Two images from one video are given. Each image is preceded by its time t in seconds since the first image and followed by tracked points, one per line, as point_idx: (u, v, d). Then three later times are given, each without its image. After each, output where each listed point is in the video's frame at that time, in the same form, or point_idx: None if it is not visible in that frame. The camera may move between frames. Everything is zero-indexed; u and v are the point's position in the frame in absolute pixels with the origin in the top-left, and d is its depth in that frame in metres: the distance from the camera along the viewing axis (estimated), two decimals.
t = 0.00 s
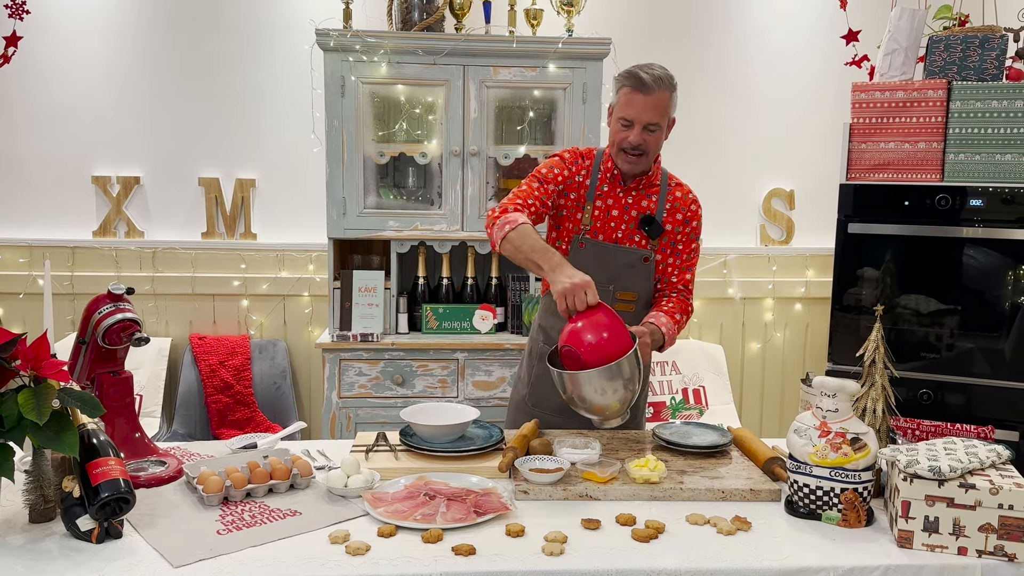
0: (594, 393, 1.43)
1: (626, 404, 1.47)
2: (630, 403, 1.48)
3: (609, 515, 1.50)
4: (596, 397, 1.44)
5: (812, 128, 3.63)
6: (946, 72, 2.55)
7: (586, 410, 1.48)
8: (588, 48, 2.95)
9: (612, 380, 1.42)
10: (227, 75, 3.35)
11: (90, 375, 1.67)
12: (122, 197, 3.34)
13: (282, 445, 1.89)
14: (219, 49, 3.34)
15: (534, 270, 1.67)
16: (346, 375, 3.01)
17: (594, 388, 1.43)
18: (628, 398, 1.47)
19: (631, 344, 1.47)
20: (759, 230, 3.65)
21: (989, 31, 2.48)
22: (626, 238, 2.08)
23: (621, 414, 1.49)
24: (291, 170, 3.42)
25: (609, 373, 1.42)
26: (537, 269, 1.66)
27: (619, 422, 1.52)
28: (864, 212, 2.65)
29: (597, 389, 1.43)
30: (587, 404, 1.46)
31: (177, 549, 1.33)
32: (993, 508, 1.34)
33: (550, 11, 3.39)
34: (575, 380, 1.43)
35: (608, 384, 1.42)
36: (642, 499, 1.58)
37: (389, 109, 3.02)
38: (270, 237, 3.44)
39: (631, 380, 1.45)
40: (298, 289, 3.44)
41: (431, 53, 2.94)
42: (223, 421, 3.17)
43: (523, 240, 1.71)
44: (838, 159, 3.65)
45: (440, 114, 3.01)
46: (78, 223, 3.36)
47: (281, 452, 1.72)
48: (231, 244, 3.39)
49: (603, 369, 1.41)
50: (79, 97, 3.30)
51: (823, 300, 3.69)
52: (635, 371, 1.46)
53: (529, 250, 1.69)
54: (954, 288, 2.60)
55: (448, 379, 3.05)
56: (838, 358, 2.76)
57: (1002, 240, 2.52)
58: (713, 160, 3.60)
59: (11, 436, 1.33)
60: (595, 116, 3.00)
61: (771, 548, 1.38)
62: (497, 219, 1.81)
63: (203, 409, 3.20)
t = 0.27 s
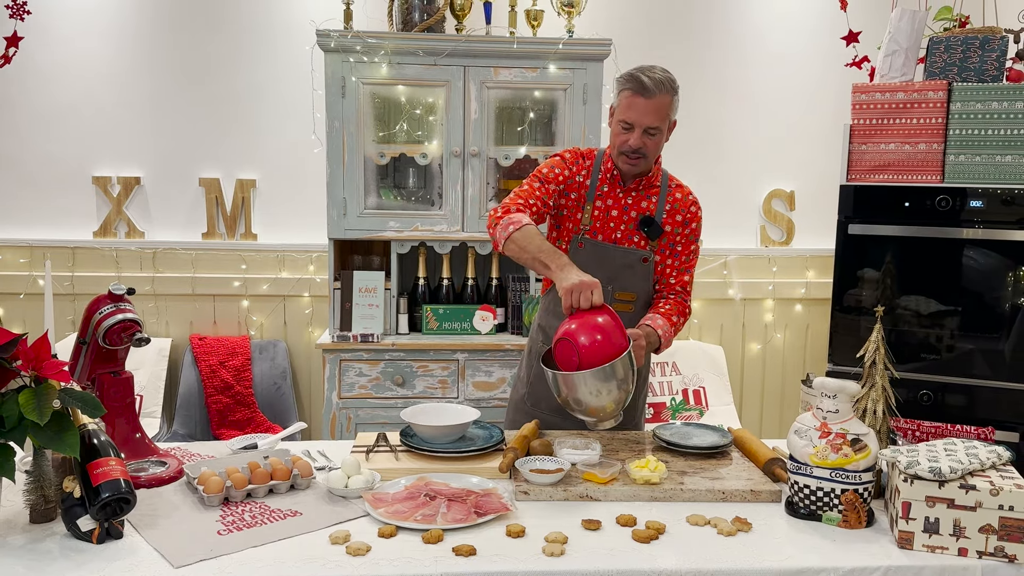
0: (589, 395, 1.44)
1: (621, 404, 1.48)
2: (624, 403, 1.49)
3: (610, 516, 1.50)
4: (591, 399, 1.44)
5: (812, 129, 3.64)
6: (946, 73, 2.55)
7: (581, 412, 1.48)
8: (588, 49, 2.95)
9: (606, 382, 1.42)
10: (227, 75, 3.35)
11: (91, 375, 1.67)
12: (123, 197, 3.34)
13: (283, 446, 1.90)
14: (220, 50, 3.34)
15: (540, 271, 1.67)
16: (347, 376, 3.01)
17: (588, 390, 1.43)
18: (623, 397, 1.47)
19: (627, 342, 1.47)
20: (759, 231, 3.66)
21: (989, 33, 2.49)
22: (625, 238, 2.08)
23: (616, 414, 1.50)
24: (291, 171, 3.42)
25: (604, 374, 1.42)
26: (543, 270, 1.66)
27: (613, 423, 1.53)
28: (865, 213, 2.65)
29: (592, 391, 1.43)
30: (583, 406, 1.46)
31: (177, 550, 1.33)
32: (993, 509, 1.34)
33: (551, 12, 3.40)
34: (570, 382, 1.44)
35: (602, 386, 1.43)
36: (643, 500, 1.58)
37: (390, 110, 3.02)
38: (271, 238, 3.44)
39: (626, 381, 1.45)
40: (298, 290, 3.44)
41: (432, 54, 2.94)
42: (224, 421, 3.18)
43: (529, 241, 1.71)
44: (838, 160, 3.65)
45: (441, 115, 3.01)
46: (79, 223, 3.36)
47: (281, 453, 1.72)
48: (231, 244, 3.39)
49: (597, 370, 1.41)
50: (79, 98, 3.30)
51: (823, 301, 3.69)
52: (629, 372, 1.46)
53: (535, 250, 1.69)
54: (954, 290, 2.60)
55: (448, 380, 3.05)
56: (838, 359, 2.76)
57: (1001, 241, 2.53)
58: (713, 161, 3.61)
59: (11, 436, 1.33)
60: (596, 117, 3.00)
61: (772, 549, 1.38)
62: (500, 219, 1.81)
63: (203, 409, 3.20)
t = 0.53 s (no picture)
0: (587, 394, 1.43)
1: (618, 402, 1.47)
2: (621, 401, 1.48)
3: (610, 517, 1.50)
4: (588, 397, 1.44)
5: (813, 130, 3.64)
6: (947, 73, 2.55)
7: (579, 411, 1.47)
8: (588, 49, 2.95)
9: (602, 380, 1.42)
10: (228, 75, 3.36)
11: (91, 375, 1.68)
12: (123, 197, 3.34)
13: (283, 446, 1.90)
14: (220, 50, 3.34)
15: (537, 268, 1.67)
16: (347, 376, 3.01)
17: (585, 389, 1.43)
18: (620, 396, 1.47)
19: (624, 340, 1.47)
20: (759, 232, 3.66)
21: (990, 34, 2.49)
22: (625, 238, 2.08)
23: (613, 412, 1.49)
24: (291, 171, 3.42)
25: (600, 373, 1.42)
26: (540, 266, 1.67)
27: (610, 421, 1.52)
28: (865, 214, 2.65)
29: (589, 389, 1.43)
30: (580, 406, 1.46)
31: (178, 550, 1.34)
32: (994, 510, 1.34)
33: (551, 13, 3.40)
34: (567, 381, 1.43)
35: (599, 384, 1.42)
36: (643, 500, 1.58)
37: (390, 110, 3.02)
38: (271, 238, 3.44)
39: (622, 380, 1.45)
40: (299, 290, 3.44)
41: (433, 54, 2.94)
42: (224, 421, 3.18)
43: (525, 239, 1.72)
44: (838, 161, 3.65)
45: (442, 115, 3.01)
46: (80, 223, 3.36)
47: (282, 453, 1.72)
48: (232, 244, 3.39)
49: (593, 369, 1.41)
50: (80, 98, 3.30)
51: (824, 302, 3.69)
52: (626, 371, 1.46)
53: (531, 248, 1.70)
54: (954, 291, 2.60)
55: (448, 380, 3.05)
56: (838, 360, 2.76)
57: (1002, 242, 2.53)
58: (714, 162, 3.61)
59: (12, 436, 1.33)
60: (596, 118, 3.00)
61: (772, 549, 1.38)
62: (497, 219, 1.83)
63: (204, 409, 3.20)
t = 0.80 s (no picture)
0: (584, 391, 1.43)
1: (613, 400, 1.47)
2: (617, 397, 1.48)
3: (610, 518, 1.50)
4: (584, 394, 1.43)
5: (813, 130, 3.63)
6: (948, 74, 2.55)
7: (577, 408, 1.47)
8: (589, 50, 2.95)
9: (598, 377, 1.42)
10: (228, 75, 3.36)
11: (91, 375, 1.67)
12: (124, 197, 3.33)
13: (283, 446, 1.89)
14: (221, 50, 3.34)
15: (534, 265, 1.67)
16: (347, 376, 3.01)
17: (583, 386, 1.42)
18: (616, 393, 1.47)
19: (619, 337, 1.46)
20: (760, 233, 3.66)
21: (991, 34, 2.48)
22: (626, 238, 2.07)
23: (609, 410, 1.49)
24: (292, 171, 3.42)
25: (595, 369, 1.41)
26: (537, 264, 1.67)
27: (605, 417, 1.51)
28: (866, 215, 2.65)
29: (585, 387, 1.42)
30: (578, 403, 1.46)
31: (178, 550, 1.33)
32: (995, 511, 1.34)
33: (552, 13, 3.40)
34: (564, 378, 1.43)
35: (596, 382, 1.42)
36: (643, 501, 1.57)
37: (391, 110, 3.02)
38: (272, 238, 3.44)
39: (618, 377, 1.45)
40: (299, 290, 3.44)
41: (433, 54, 2.94)
42: (224, 421, 3.18)
43: (522, 237, 1.72)
44: (839, 162, 3.64)
45: (442, 115, 3.01)
46: (80, 223, 3.36)
47: (282, 453, 1.72)
48: (232, 244, 3.39)
49: (589, 365, 1.40)
50: (80, 97, 3.30)
51: (824, 303, 3.69)
52: (621, 368, 1.46)
53: (528, 246, 1.70)
54: (955, 291, 2.60)
55: (449, 381, 3.05)
56: (839, 360, 2.76)
57: (1002, 242, 2.53)
58: (715, 162, 3.60)
59: (12, 436, 1.33)
60: (597, 118, 2.99)
61: (772, 550, 1.37)
62: (496, 217, 1.83)
63: (204, 409, 3.20)
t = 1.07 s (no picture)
0: (583, 391, 1.43)
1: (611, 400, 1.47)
2: (615, 397, 1.48)
3: (610, 518, 1.50)
4: (584, 395, 1.43)
5: (814, 130, 3.63)
6: (949, 74, 2.54)
7: (577, 408, 1.47)
8: (590, 50, 2.95)
9: (597, 377, 1.41)
10: (229, 75, 3.36)
11: (91, 375, 1.67)
12: (124, 197, 3.33)
13: (283, 447, 1.89)
14: (221, 51, 3.34)
15: (535, 261, 1.67)
16: (348, 376, 3.01)
17: (583, 386, 1.42)
18: (615, 393, 1.46)
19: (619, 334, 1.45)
20: (761, 233, 3.65)
21: (993, 34, 2.47)
22: (626, 239, 2.07)
23: (607, 410, 1.49)
24: (293, 171, 3.42)
25: (595, 369, 1.41)
26: (538, 259, 1.66)
27: (604, 418, 1.51)
28: (867, 215, 2.65)
29: (586, 387, 1.42)
30: (577, 403, 1.45)
31: (178, 550, 1.33)
32: (996, 513, 1.34)
33: (553, 14, 3.40)
34: (564, 378, 1.43)
35: (596, 381, 1.42)
36: (643, 502, 1.57)
37: (391, 110, 3.02)
38: (272, 238, 3.44)
39: (617, 377, 1.45)
40: (299, 290, 3.44)
41: (434, 55, 2.94)
42: (224, 422, 3.18)
43: (524, 233, 1.73)
44: (840, 162, 3.64)
45: (443, 116, 3.01)
46: (81, 222, 3.36)
47: (282, 453, 1.72)
48: (233, 244, 3.39)
49: (589, 365, 1.40)
50: (81, 97, 3.30)
51: (825, 303, 3.68)
52: (620, 368, 1.46)
53: (529, 241, 1.71)
54: (956, 292, 2.60)
55: (449, 381, 3.05)
56: (839, 361, 2.76)
57: (1003, 243, 2.52)
58: (715, 163, 3.60)
59: (11, 436, 1.33)
60: (597, 118, 2.99)
61: (773, 551, 1.37)
62: (495, 214, 1.83)
63: (204, 409, 3.20)
